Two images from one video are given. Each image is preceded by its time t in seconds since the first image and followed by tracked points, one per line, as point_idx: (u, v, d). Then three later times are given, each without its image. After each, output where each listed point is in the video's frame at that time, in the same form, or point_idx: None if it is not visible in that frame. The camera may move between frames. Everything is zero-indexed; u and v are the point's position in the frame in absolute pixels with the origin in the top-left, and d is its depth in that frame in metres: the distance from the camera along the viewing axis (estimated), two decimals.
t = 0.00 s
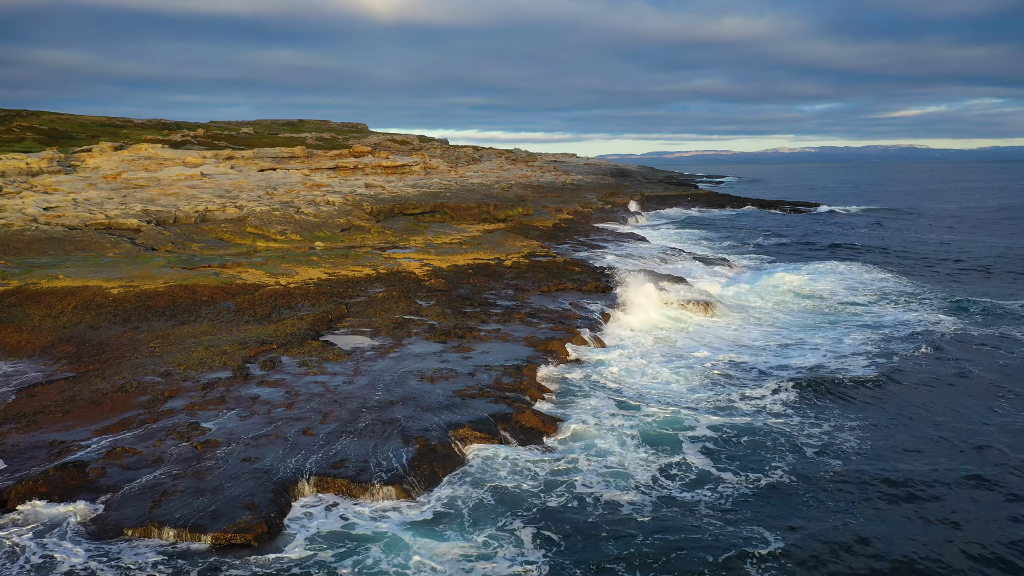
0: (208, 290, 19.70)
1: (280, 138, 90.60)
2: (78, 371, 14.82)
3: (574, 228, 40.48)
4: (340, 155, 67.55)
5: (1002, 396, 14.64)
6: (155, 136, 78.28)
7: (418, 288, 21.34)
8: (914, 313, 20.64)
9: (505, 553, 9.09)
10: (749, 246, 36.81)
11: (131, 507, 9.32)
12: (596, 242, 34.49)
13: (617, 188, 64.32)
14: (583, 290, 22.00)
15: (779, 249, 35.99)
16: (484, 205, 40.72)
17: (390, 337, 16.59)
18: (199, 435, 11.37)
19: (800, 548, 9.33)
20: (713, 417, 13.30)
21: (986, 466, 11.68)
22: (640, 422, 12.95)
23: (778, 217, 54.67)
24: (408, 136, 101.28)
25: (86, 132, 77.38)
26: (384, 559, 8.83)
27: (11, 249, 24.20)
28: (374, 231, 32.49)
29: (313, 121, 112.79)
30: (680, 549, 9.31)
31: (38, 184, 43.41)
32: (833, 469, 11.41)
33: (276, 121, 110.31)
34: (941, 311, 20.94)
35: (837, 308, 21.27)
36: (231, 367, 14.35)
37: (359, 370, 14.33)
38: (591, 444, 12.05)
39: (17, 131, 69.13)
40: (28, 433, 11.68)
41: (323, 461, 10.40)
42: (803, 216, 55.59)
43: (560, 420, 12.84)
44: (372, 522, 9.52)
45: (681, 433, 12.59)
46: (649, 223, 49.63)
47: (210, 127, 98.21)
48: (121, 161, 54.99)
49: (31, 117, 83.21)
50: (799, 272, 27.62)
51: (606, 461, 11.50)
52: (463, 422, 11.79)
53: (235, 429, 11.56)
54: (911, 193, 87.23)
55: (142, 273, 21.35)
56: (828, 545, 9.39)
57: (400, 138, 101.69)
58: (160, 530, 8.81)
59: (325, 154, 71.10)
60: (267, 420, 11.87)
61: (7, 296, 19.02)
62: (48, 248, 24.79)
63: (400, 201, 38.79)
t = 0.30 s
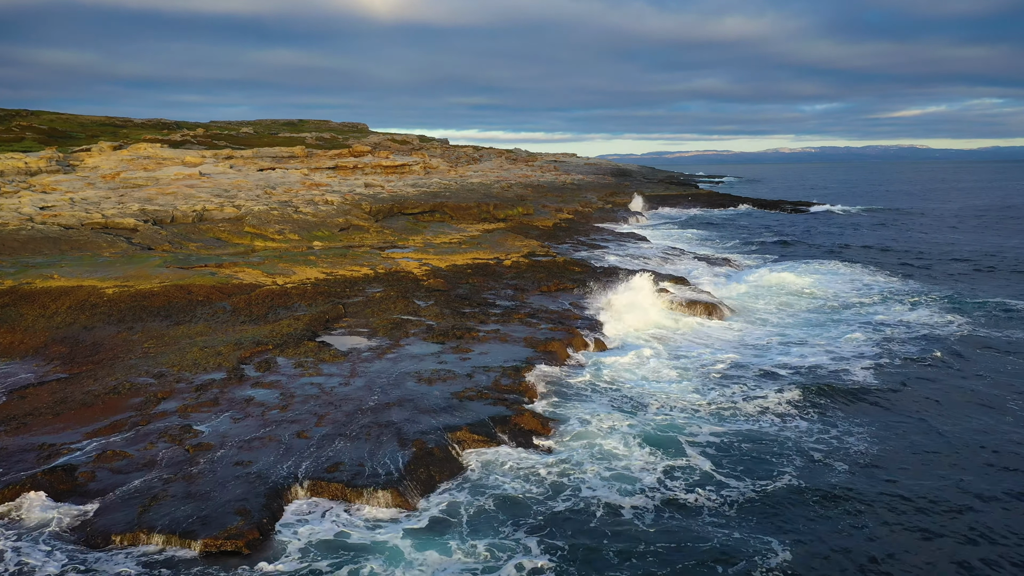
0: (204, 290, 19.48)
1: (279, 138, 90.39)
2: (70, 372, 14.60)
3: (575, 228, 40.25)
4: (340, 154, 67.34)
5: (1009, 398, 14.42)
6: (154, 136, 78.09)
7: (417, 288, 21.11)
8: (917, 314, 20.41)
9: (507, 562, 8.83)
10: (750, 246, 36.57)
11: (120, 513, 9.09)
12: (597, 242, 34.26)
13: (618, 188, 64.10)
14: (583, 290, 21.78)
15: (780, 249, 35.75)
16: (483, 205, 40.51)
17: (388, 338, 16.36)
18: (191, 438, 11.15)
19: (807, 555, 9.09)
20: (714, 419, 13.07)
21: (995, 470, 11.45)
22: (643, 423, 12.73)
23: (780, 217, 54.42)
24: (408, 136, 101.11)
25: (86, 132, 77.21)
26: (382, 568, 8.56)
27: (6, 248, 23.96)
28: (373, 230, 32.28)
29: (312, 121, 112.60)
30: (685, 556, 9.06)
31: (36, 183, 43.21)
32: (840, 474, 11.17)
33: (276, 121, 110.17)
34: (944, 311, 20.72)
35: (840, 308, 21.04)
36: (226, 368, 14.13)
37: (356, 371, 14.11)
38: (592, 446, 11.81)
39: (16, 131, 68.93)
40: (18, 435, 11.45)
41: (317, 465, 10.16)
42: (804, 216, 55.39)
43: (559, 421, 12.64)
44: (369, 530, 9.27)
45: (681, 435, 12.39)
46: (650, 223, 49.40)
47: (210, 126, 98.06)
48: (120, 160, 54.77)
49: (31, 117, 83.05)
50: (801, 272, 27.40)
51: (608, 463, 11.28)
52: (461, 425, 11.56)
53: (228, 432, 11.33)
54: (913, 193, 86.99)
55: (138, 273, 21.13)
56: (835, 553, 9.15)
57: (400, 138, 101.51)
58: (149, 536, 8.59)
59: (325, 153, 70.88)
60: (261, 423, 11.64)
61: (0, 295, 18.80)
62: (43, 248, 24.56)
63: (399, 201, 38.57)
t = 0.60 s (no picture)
0: (199, 290, 19.25)
1: (279, 138, 90.14)
2: (63, 373, 14.38)
3: (575, 228, 40.02)
4: (339, 154, 67.11)
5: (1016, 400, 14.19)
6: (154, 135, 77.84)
7: (415, 288, 20.89)
8: (921, 315, 20.20)
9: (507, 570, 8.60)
10: (752, 246, 36.32)
11: (108, 518, 8.87)
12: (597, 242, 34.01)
13: (618, 188, 63.84)
14: (583, 290, 21.56)
15: (782, 249, 35.55)
16: (483, 204, 40.28)
17: (385, 338, 16.14)
18: (183, 440, 10.93)
19: (813, 563, 8.86)
20: (718, 423, 12.84)
21: (1003, 475, 11.23)
22: (645, 426, 12.53)
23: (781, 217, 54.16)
24: (408, 135, 100.84)
25: (86, 131, 76.97)
26: None
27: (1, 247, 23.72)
28: (372, 230, 32.07)
29: (313, 120, 112.33)
30: (689, 564, 8.84)
31: (34, 182, 43.01)
32: (847, 480, 10.91)
33: (276, 121, 109.97)
34: (949, 313, 20.49)
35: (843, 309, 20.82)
36: (220, 370, 13.90)
37: (352, 372, 13.88)
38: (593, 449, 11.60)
39: (16, 130, 68.69)
40: (7, 438, 11.23)
41: (311, 469, 9.94)
42: (806, 216, 55.20)
43: (560, 424, 12.43)
44: (366, 539, 9.02)
45: (684, 438, 12.17)
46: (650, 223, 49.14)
47: (210, 126, 97.85)
48: (119, 160, 54.54)
49: (31, 116, 82.89)
50: (803, 272, 27.17)
51: (611, 466, 11.07)
52: (458, 428, 11.34)
53: (220, 435, 11.11)
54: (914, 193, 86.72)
55: (134, 272, 20.92)
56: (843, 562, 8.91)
57: (400, 138, 101.26)
58: (137, 542, 8.36)
59: (325, 153, 70.65)
60: (255, 426, 11.41)
61: None
62: (39, 247, 24.32)
63: (398, 200, 38.34)
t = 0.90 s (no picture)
0: (195, 290, 19.04)
1: (279, 138, 89.88)
2: (55, 374, 14.15)
3: (575, 228, 39.81)
4: (339, 154, 66.91)
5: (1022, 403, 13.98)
6: (153, 135, 77.59)
7: (413, 288, 20.68)
8: (925, 317, 19.96)
9: None
10: (753, 246, 36.11)
11: (95, 524, 8.64)
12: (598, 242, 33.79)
13: (619, 188, 63.64)
14: (583, 291, 21.35)
15: (783, 249, 35.35)
16: (482, 204, 40.12)
17: (382, 339, 15.91)
18: (175, 444, 10.70)
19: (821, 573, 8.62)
20: (720, 426, 12.63)
21: (1013, 481, 11.01)
22: (647, 430, 12.33)
23: (782, 217, 53.96)
24: (409, 135, 100.64)
25: (86, 131, 76.75)
26: None
27: None
28: (371, 229, 31.87)
29: (313, 121, 112.16)
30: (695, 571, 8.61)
31: (32, 181, 42.83)
32: (855, 487, 10.66)
33: (276, 121, 109.79)
34: (954, 314, 20.26)
35: (846, 310, 20.62)
36: (214, 371, 13.67)
37: (348, 374, 13.64)
38: (594, 452, 11.41)
39: (15, 130, 68.45)
40: None
41: (305, 473, 9.72)
42: (807, 216, 54.99)
43: (562, 428, 12.21)
44: (363, 548, 8.77)
45: (686, 442, 11.96)
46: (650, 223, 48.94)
47: (210, 126, 97.67)
48: (118, 160, 54.40)
49: (30, 116, 82.76)
50: (804, 273, 26.98)
51: (614, 471, 10.86)
52: (456, 430, 11.13)
53: (213, 438, 10.89)
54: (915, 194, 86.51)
55: (129, 272, 20.72)
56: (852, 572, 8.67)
57: (400, 138, 101.04)
58: (125, 550, 8.14)
59: (325, 153, 70.43)
60: (249, 429, 11.19)
61: None
62: (34, 247, 24.08)
63: (397, 200, 38.12)
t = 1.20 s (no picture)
0: (191, 290, 18.81)
1: (280, 137, 89.65)
2: (46, 376, 13.91)
3: (575, 227, 39.57)
4: (339, 154, 66.70)
5: None
6: (153, 135, 77.35)
7: (412, 289, 20.45)
8: (930, 318, 19.72)
9: None
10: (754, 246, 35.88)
11: (82, 530, 8.41)
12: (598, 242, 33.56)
13: (619, 188, 63.39)
14: (583, 291, 21.11)
15: (785, 249, 35.13)
16: (482, 203, 39.92)
17: (379, 340, 15.67)
18: (166, 447, 10.48)
19: None
20: (723, 431, 12.39)
21: None
22: (650, 435, 12.07)
23: (783, 217, 53.72)
24: (409, 135, 100.46)
25: (86, 131, 76.55)
26: None
27: None
28: (370, 229, 31.65)
29: (313, 121, 111.93)
30: None
31: (30, 181, 42.60)
32: (866, 495, 10.42)
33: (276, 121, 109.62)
34: (959, 316, 20.02)
35: (849, 312, 20.39)
36: (208, 373, 13.43)
37: (344, 376, 13.41)
38: (596, 458, 11.17)
39: (14, 130, 68.25)
40: None
41: (298, 478, 9.48)
42: (808, 216, 54.77)
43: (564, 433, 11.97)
44: (361, 560, 8.52)
45: (691, 448, 11.71)
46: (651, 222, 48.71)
47: (210, 126, 97.51)
48: (117, 159, 54.20)
49: (30, 116, 82.60)
50: (806, 273, 26.75)
51: (618, 477, 10.62)
52: (453, 434, 10.89)
53: (204, 441, 10.65)
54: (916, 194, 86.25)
55: (124, 272, 20.50)
56: None
57: (400, 138, 100.84)
58: (112, 558, 7.90)
59: (325, 152, 70.22)
60: (242, 432, 10.96)
61: None
62: (29, 246, 23.83)
63: (396, 199, 37.88)
